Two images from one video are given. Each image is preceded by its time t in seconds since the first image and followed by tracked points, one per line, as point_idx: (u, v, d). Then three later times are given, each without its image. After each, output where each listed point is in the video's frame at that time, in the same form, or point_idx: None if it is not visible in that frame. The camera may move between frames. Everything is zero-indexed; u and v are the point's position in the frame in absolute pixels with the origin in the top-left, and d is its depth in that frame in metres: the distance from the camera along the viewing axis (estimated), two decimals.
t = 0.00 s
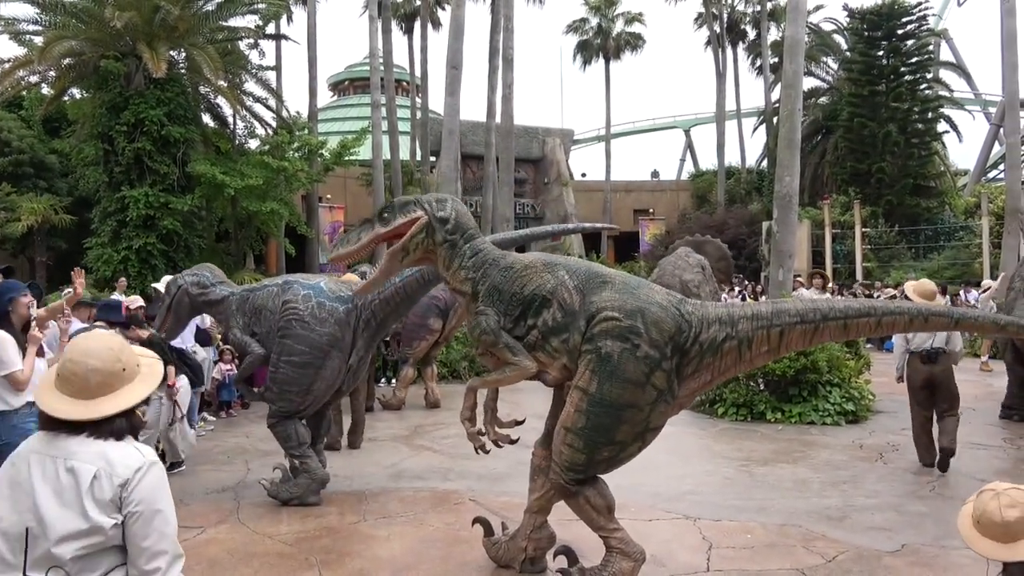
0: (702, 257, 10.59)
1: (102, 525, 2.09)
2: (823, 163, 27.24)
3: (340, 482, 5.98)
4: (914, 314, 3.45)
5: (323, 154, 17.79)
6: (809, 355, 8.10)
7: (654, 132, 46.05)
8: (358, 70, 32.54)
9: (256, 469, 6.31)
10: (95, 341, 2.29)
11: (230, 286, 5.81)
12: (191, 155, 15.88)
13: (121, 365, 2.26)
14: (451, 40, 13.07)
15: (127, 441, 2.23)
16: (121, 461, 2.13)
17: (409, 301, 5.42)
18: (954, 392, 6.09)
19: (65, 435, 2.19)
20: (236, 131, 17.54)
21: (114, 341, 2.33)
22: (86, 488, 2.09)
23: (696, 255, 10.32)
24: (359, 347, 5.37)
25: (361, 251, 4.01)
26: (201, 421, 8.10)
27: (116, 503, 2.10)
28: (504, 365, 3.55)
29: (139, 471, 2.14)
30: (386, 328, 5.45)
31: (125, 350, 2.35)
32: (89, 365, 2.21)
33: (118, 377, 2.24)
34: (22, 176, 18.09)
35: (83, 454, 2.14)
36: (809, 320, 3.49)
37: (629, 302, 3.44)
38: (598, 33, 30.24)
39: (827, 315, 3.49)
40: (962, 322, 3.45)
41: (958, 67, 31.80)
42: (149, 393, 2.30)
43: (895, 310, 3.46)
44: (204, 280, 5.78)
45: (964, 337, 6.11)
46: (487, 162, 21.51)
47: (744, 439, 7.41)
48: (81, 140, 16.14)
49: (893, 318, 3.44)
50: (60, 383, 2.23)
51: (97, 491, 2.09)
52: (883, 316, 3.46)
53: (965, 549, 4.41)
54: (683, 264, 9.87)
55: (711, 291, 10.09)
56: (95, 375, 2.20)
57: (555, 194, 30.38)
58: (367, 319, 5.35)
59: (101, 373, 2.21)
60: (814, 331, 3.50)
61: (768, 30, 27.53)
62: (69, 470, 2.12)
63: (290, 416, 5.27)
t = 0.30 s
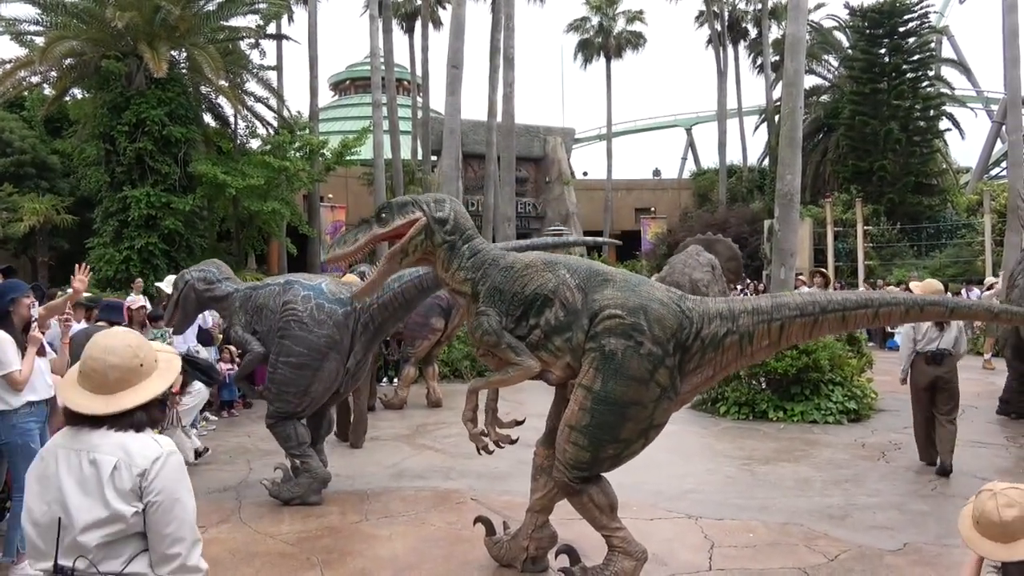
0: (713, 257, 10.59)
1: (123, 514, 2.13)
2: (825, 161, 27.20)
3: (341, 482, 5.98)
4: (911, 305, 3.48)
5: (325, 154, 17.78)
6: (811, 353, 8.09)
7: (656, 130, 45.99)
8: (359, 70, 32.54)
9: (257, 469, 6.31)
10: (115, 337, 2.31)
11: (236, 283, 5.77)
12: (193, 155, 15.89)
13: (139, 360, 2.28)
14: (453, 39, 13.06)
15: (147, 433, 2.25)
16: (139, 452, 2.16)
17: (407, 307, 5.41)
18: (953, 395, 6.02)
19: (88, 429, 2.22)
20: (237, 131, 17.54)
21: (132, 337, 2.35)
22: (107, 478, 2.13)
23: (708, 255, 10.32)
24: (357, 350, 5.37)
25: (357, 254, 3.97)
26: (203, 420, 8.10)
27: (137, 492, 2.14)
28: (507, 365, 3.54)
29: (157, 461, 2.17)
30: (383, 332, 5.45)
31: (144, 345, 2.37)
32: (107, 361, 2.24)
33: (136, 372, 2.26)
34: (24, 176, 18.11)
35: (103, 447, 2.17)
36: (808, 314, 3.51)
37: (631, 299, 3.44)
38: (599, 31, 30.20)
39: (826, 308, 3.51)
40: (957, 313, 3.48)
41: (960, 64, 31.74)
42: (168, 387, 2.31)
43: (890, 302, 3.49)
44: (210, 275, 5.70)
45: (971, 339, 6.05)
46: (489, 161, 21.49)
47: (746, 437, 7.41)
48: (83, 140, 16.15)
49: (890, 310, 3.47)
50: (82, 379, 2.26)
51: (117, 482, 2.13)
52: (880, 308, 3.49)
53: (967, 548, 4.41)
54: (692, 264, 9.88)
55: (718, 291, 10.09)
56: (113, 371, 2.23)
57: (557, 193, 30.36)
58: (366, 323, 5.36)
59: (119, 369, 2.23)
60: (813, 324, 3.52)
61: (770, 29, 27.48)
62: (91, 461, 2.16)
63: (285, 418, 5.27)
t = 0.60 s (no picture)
0: (721, 256, 10.57)
1: (143, 509, 2.14)
2: (829, 159, 27.14)
3: (345, 481, 5.98)
4: (912, 303, 3.47)
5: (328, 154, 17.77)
6: (815, 351, 8.08)
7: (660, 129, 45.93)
8: (362, 69, 32.56)
9: (261, 468, 6.32)
10: (129, 336, 2.32)
11: (248, 273, 5.81)
12: (197, 155, 15.91)
13: (153, 358, 2.28)
14: (456, 38, 13.06)
15: (163, 430, 2.26)
16: (157, 447, 2.16)
17: (410, 313, 5.41)
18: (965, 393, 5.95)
19: (106, 427, 2.23)
20: (240, 131, 17.57)
21: (145, 336, 2.35)
22: (127, 475, 2.14)
23: (715, 254, 10.31)
24: (359, 352, 5.35)
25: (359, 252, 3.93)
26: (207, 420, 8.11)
27: (157, 488, 2.14)
28: (509, 364, 3.54)
29: (175, 457, 2.17)
30: (385, 334, 5.43)
31: (157, 344, 2.37)
32: (122, 359, 2.24)
33: (150, 371, 2.27)
34: (28, 177, 18.17)
35: (122, 443, 2.17)
36: (810, 311, 3.50)
37: (633, 297, 3.43)
38: (603, 30, 30.16)
39: (827, 306, 3.50)
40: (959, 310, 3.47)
41: (965, 61, 31.65)
42: (180, 384, 2.31)
43: (893, 298, 3.48)
44: (222, 265, 5.79)
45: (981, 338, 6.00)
46: (492, 160, 21.46)
47: (750, 436, 7.40)
48: (87, 141, 16.18)
49: (891, 307, 3.46)
50: (99, 378, 2.27)
51: (136, 478, 2.14)
52: (881, 305, 3.48)
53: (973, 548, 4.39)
54: (700, 262, 9.87)
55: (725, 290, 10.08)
56: (128, 369, 2.23)
57: (560, 192, 30.33)
58: (366, 325, 5.33)
59: (133, 367, 2.24)
60: (815, 322, 3.51)
61: (774, 26, 27.42)
62: (110, 459, 2.17)
63: (293, 416, 5.28)
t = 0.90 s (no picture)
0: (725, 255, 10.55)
1: (180, 506, 2.15)
2: (832, 158, 27.08)
3: (349, 480, 5.99)
4: (912, 297, 3.48)
5: (331, 153, 17.75)
6: (819, 350, 8.05)
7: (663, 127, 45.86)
8: (366, 68, 32.59)
9: (264, 467, 6.32)
10: (150, 334, 2.31)
11: (259, 262, 5.78)
12: (200, 154, 15.93)
13: (175, 356, 2.27)
14: (459, 37, 13.06)
15: (192, 426, 2.26)
16: (191, 445, 2.17)
17: (410, 322, 5.35)
18: (972, 392, 5.90)
19: (137, 426, 2.22)
20: (244, 130, 17.57)
21: (165, 333, 2.33)
22: (164, 473, 2.14)
23: (719, 253, 10.29)
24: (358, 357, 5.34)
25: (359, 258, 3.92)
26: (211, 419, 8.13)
27: (193, 483, 2.15)
28: (512, 364, 3.54)
29: (209, 452, 2.18)
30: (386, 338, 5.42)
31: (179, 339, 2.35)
32: (146, 358, 2.23)
33: (174, 369, 2.26)
34: (33, 177, 18.21)
35: (155, 442, 2.18)
36: (811, 306, 3.49)
37: (634, 295, 3.43)
38: (605, 28, 30.12)
39: (829, 301, 3.49)
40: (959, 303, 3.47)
41: (969, 59, 31.53)
42: (202, 381, 2.29)
43: (894, 293, 3.48)
44: (235, 252, 5.76)
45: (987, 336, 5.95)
46: (495, 159, 21.42)
47: (754, 435, 7.39)
48: (90, 141, 16.19)
49: (892, 302, 3.47)
50: (123, 378, 2.26)
51: (172, 475, 2.14)
52: (883, 299, 3.48)
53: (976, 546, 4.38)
54: (703, 261, 9.89)
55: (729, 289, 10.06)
56: (152, 367, 2.23)
57: (563, 191, 30.33)
58: (365, 330, 5.30)
59: (157, 365, 2.23)
60: (816, 317, 3.51)
61: (777, 25, 27.36)
62: (145, 457, 2.17)
63: (298, 415, 5.30)
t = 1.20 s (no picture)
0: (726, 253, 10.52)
1: (229, 504, 2.17)
2: (835, 155, 27.05)
3: (352, 480, 6.00)
4: (914, 292, 3.49)
5: (333, 153, 17.75)
6: (822, 348, 8.03)
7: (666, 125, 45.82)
8: (367, 68, 32.61)
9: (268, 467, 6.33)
10: (177, 335, 2.30)
11: (270, 254, 5.77)
12: (203, 154, 15.95)
13: (208, 355, 2.28)
14: (461, 36, 13.06)
15: (228, 424, 2.27)
16: (237, 443, 2.20)
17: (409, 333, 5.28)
18: (974, 392, 5.82)
19: (176, 427, 2.22)
20: (246, 131, 17.59)
21: (194, 334, 2.33)
22: (214, 474, 2.16)
23: (719, 251, 10.28)
24: (355, 365, 5.31)
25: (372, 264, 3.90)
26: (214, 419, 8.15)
27: (241, 482, 2.18)
28: (514, 365, 3.55)
29: (255, 451, 2.22)
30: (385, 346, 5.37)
31: (207, 338, 2.36)
32: (181, 359, 2.24)
33: (208, 368, 2.26)
34: (36, 178, 18.25)
35: (200, 443, 2.18)
36: (814, 302, 3.50)
37: (636, 294, 3.42)
38: (607, 27, 30.13)
39: (831, 297, 3.49)
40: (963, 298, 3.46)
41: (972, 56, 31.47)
42: (235, 380, 2.30)
43: (895, 288, 3.49)
44: (247, 241, 5.77)
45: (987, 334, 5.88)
46: (497, 158, 21.42)
47: (758, 434, 7.38)
48: (93, 141, 16.20)
49: (894, 296, 3.49)
50: (154, 379, 2.25)
51: (220, 476, 2.16)
52: (885, 294, 3.49)
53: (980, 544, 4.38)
54: (702, 259, 9.90)
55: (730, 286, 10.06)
56: (187, 368, 2.23)
57: (566, 190, 30.33)
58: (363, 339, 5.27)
59: (192, 366, 2.23)
60: (818, 314, 3.51)
61: (779, 23, 27.30)
62: (191, 458, 2.17)
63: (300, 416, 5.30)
